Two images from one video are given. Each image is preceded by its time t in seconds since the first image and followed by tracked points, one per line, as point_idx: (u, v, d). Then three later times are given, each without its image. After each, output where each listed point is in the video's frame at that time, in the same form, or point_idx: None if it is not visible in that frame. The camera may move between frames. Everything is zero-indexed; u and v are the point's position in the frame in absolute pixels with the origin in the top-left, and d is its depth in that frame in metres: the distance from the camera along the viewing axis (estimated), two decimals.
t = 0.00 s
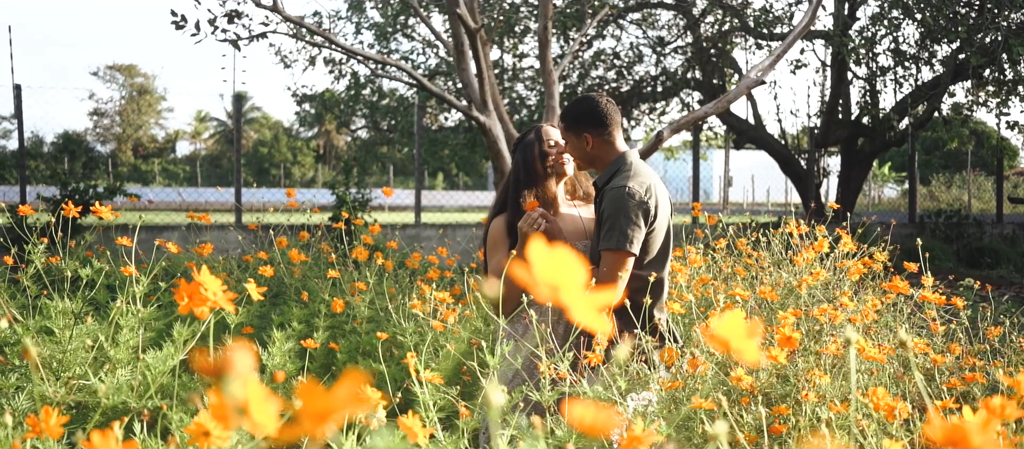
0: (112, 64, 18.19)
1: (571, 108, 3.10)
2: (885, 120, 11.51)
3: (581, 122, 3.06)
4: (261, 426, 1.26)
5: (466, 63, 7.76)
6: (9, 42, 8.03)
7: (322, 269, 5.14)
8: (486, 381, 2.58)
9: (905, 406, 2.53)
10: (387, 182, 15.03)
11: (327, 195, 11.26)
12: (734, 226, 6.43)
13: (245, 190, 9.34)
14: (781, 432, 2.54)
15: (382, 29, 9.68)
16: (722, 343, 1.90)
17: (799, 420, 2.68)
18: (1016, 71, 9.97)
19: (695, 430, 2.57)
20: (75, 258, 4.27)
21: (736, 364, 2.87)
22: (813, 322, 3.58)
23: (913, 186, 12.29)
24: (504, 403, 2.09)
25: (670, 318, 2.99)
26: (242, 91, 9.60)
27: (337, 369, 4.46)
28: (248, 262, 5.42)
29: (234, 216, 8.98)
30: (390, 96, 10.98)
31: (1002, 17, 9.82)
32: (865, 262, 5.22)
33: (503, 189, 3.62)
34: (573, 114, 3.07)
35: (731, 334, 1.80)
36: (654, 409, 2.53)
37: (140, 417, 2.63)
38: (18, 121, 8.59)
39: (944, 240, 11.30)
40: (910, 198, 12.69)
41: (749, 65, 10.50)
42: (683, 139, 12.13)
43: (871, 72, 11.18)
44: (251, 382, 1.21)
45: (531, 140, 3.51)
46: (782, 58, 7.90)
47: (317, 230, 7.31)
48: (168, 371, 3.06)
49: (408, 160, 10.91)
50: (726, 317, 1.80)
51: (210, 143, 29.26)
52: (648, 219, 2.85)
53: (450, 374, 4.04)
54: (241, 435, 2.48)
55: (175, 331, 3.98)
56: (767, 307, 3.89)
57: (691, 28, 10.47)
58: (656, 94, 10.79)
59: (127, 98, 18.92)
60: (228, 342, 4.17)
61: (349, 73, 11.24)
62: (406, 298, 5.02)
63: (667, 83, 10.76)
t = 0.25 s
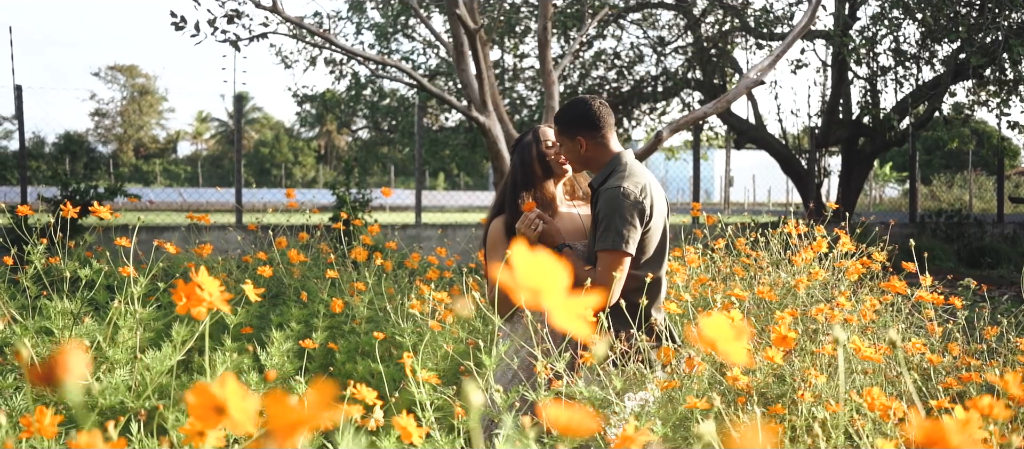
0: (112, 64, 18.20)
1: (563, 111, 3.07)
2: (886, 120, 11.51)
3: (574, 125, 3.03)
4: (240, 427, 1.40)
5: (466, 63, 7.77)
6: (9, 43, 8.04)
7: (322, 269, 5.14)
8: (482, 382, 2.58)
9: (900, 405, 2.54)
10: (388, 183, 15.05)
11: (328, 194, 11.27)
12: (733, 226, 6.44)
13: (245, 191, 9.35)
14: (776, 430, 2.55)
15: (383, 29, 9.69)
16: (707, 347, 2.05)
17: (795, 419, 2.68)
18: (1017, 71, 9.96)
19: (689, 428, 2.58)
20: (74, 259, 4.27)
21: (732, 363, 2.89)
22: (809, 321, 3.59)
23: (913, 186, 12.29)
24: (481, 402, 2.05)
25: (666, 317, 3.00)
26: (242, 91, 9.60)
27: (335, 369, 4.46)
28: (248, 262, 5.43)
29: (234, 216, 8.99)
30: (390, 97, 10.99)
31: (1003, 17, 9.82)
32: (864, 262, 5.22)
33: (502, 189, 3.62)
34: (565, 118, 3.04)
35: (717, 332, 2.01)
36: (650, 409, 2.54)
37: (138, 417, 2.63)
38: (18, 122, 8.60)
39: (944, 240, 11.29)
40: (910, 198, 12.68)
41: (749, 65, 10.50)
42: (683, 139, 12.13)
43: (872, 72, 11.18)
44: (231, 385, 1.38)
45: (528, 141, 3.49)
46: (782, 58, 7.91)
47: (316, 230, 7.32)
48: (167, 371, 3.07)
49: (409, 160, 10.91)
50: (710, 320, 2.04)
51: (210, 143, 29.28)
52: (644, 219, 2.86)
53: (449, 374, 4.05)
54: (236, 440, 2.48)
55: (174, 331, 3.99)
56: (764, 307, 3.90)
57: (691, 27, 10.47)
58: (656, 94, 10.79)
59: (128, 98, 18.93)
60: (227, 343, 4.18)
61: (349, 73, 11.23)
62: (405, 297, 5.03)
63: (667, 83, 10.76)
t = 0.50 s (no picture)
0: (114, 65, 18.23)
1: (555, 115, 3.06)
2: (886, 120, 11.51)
3: (566, 128, 3.03)
4: (223, 427, 1.29)
5: (465, 63, 7.77)
6: (10, 43, 8.06)
7: (320, 269, 5.15)
8: (478, 381, 2.59)
9: (895, 405, 2.55)
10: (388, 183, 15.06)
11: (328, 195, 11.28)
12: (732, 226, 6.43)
13: (245, 191, 9.36)
14: (772, 431, 2.56)
15: (383, 29, 9.69)
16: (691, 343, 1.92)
17: (791, 420, 2.69)
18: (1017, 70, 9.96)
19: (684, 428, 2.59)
20: (74, 259, 4.28)
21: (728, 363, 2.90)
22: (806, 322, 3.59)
23: (913, 186, 12.27)
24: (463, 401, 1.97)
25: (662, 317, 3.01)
26: (242, 91, 9.61)
27: (333, 370, 4.45)
28: (247, 263, 5.43)
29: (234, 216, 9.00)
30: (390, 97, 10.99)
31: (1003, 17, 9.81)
32: (862, 263, 5.22)
33: (500, 190, 3.62)
34: (557, 122, 3.04)
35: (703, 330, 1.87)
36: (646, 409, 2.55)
37: (135, 417, 2.64)
38: (19, 122, 8.61)
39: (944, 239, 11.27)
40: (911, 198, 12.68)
41: (749, 65, 10.50)
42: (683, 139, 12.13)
43: (872, 72, 11.18)
44: (213, 385, 1.27)
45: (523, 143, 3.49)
46: (781, 58, 7.91)
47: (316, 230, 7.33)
48: (165, 371, 3.07)
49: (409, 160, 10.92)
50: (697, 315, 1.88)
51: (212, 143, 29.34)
52: (638, 218, 2.87)
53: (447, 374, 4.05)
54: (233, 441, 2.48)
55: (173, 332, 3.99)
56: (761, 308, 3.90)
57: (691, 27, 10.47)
58: (655, 94, 10.79)
59: (130, 99, 18.96)
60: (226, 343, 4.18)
61: (349, 74, 11.24)
62: (403, 298, 5.03)
63: (667, 83, 10.76)
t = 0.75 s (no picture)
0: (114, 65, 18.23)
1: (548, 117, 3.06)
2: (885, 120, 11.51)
3: (559, 129, 3.03)
4: (209, 426, 1.29)
5: (464, 63, 7.76)
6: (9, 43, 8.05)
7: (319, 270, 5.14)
8: (475, 381, 2.59)
9: (891, 404, 2.55)
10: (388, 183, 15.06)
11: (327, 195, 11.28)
12: (730, 226, 6.44)
13: (245, 191, 9.36)
14: (767, 431, 2.57)
15: (382, 29, 9.69)
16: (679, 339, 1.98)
17: (786, 419, 2.69)
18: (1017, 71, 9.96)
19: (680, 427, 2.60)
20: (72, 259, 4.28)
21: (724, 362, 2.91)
22: (803, 322, 3.59)
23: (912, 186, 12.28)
24: (453, 401, 1.97)
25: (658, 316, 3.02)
26: (242, 91, 9.61)
27: (331, 370, 4.45)
28: (245, 263, 5.43)
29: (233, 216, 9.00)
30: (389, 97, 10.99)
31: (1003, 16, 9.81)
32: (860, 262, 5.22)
33: (497, 190, 3.62)
34: (550, 123, 3.04)
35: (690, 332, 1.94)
36: (642, 409, 2.55)
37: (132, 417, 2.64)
38: (18, 122, 8.62)
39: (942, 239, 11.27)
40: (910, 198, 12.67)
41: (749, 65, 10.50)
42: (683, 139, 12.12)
43: (872, 72, 11.17)
44: (198, 385, 1.27)
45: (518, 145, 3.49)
46: (779, 58, 7.91)
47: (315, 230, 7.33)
48: (163, 371, 3.07)
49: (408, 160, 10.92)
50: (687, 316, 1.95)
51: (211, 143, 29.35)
52: (632, 218, 2.89)
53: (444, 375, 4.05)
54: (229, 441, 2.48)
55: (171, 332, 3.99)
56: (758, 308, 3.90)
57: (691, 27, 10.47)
58: (655, 94, 10.79)
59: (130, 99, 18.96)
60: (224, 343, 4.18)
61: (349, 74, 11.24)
62: (402, 298, 5.03)
63: (667, 83, 10.75)
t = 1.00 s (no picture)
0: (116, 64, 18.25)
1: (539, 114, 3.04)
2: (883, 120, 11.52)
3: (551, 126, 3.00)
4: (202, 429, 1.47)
5: (463, 64, 7.77)
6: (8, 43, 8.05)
7: (318, 269, 5.15)
8: (470, 380, 2.60)
9: (883, 404, 2.56)
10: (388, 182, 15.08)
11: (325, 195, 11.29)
12: (729, 226, 6.44)
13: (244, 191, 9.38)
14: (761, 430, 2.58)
15: (382, 29, 9.70)
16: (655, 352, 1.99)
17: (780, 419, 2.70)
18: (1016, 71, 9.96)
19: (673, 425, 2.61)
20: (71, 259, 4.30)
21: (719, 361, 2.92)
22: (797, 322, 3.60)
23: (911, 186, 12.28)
24: (446, 398, 1.98)
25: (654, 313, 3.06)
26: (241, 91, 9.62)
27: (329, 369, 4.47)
28: (245, 262, 5.45)
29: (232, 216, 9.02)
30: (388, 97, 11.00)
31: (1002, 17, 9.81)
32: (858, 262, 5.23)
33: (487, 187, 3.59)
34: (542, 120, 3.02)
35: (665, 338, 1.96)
36: (636, 407, 2.56)
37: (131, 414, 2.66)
38: (18, 123, 8.64)
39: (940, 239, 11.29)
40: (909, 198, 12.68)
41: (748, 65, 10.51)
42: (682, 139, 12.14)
43: (871, 72, 11.18)
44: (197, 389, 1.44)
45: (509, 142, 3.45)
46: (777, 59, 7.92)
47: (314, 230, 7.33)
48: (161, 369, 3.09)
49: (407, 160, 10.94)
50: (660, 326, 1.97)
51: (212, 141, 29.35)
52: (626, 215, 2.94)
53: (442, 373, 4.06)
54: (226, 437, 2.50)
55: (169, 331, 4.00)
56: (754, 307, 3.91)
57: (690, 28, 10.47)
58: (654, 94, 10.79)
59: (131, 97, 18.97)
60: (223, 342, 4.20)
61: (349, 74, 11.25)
62: (401, 298, 5.04)
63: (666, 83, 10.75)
